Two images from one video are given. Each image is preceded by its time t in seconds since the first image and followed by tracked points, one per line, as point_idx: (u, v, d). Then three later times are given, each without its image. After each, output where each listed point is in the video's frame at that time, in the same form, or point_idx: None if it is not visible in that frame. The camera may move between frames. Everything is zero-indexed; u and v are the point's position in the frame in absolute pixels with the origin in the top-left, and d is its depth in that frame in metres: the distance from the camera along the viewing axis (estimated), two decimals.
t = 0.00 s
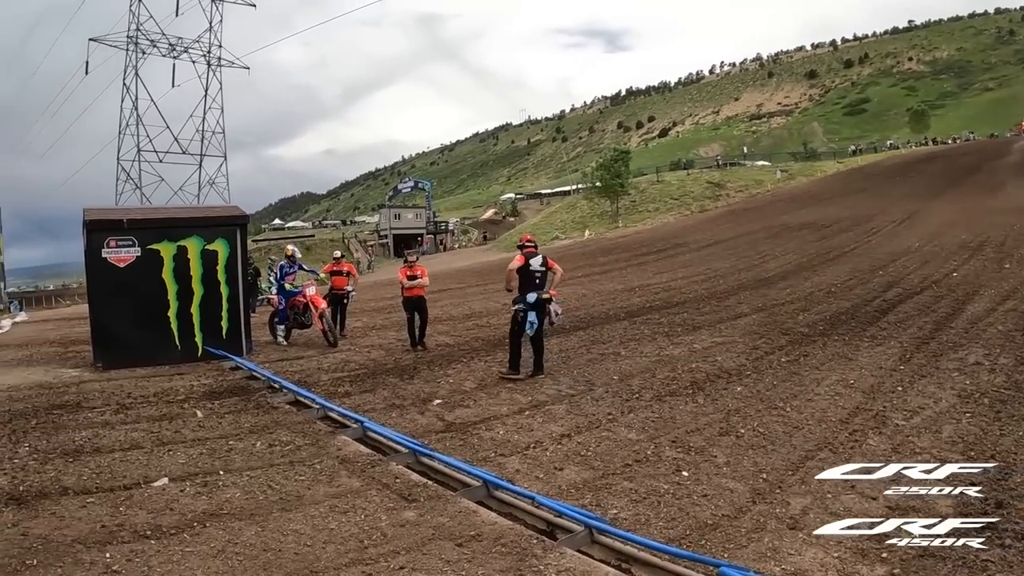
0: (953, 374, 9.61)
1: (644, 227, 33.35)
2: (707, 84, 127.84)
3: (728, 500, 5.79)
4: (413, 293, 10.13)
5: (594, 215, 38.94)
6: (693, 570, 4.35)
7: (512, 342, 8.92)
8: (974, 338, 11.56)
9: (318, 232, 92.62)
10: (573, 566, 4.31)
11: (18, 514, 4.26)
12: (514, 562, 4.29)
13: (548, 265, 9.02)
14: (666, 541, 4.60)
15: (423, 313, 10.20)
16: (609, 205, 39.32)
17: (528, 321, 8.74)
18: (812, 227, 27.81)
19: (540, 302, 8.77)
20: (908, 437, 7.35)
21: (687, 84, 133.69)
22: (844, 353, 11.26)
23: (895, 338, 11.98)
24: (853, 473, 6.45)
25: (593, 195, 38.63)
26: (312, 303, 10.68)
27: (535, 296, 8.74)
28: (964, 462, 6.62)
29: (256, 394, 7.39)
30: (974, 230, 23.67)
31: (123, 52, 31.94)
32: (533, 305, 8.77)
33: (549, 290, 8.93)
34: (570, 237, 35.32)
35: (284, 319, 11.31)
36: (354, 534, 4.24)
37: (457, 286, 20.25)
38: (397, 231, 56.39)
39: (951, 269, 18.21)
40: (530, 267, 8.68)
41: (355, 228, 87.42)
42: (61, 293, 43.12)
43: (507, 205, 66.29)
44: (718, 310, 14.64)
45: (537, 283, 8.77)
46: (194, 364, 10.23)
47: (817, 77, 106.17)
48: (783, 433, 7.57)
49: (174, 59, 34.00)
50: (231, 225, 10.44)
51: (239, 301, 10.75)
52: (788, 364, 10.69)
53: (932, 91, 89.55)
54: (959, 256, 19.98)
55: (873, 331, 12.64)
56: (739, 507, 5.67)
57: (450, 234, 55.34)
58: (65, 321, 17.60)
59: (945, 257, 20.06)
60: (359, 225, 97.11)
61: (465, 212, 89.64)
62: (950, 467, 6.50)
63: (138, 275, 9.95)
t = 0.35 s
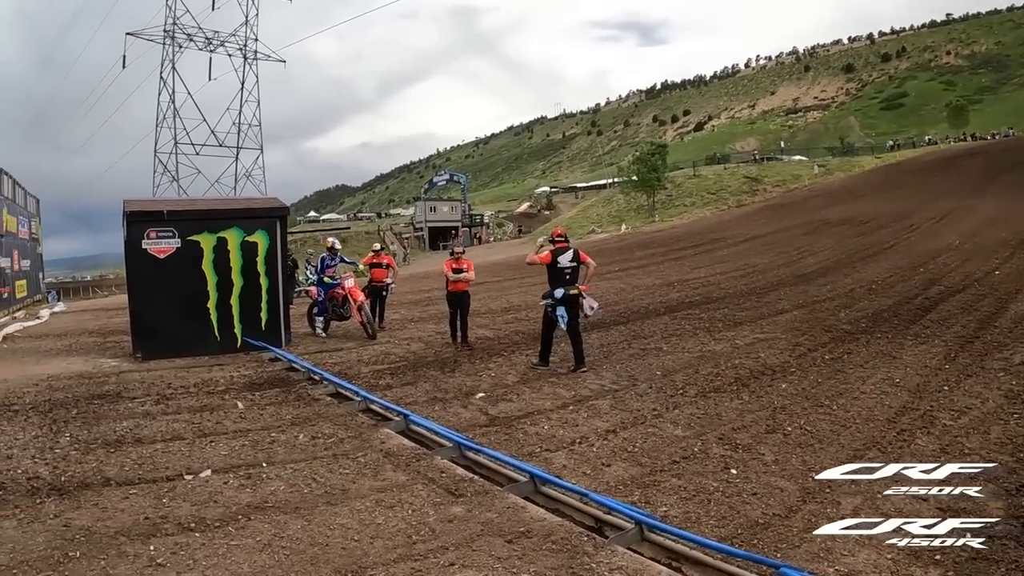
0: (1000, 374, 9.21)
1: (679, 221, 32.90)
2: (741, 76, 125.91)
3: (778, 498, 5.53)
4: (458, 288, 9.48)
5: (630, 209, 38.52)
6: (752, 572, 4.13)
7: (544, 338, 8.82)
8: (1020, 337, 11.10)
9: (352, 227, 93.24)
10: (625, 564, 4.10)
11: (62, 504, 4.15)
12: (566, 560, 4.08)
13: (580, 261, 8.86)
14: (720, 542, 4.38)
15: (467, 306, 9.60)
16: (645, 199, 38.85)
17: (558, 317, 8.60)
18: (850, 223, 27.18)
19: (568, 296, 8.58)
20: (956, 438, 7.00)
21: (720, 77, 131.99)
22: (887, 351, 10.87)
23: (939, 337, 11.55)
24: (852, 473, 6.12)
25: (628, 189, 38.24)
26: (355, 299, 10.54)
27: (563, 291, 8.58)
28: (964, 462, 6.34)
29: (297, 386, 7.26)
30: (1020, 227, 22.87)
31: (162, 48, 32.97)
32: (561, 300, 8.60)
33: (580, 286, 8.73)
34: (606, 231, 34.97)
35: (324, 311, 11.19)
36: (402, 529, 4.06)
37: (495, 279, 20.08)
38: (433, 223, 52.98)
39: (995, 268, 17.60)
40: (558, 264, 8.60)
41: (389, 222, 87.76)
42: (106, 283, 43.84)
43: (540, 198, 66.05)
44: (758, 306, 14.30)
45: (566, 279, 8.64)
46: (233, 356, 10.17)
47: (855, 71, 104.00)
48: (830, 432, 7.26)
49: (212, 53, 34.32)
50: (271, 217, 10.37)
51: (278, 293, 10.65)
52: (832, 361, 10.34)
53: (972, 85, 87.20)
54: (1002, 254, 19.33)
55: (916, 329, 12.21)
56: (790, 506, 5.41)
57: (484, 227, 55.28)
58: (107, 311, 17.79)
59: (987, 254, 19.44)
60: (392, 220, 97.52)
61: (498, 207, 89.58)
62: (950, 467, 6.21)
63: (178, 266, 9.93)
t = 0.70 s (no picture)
0: None
1: (708, 217, 32.48)
2: (767, 71, 124.47)
3: (838, 492, 5.29)
4: (504, 277, 9.13)
5: (659, 204, 38.10)
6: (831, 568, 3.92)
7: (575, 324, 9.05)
8: None
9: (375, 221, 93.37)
10: (695, 557, 3.93)
11: (108, 493, 3.88)
12: (634, 552, 3.86)
13: (610, 251, 8.95)
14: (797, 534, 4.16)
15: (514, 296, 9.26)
16: (674, 193, 38.41)
17: (582, 304, 8.83)
18: (881, 220, 26.70)
19: (592, 286, 8.76)
20: (1008, 434, 6.72)
21: (744, 73, 130.61)
22: (930, 348, 10.54)
23: (982, 334, 11.20)
24: (853, 474, 5.66)
25: (656, 183, 37.84)
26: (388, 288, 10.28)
27: (587, 280, 8.76)
28: (963, 462, 6.00)
29: (338, 375, 7.08)
30: None
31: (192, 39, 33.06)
32: (585, 289, 8.79)
33: (606, 276, 8.86)
34: (634, 225, 34.61)
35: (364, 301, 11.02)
36: (464, 519, 3.86)
37: (525, 271, 19.85)
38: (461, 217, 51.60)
39: None
40: (585, 254, 8.79)
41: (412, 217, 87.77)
42: (134, 272, 44.06)
43: (565, 192, 65.72)
44: (796, 302, 13.96)
45: (592, 268, 8.79)
46: (269, 345, 10.04)
47: (882, 67, 102.43)
48: (881, 427, 6.98)
49: (241, 44, 34.28)
50: (309, 205, 10.22)
51: (315, 282, 10.51)
52: (876, 356, 10.03)
53: (1002, 82, 85.55)
54: None
55: (957, 326, 11.87)
56: (851, 499, 5.18)
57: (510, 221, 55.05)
58: (138, 300, 17.74)
59: None
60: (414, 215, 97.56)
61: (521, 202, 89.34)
62: (949, 467, 5.86)
63: (215, 255, 9.81)
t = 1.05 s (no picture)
0: None
1: (724, 213, 32.22)
2: (779, 67, 123.69)
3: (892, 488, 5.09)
4: (544, 275, 8.58)
5: (675, 199, 37.82)
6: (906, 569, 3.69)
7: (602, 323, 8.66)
8: None
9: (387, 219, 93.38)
10: (760, 554, 3.72)
11: (146, 494, 3.70)
12: (699, 549, 3.65)
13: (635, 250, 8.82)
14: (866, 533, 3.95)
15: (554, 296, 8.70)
16: (690, 189, 38.10)
17: (608, 299, 8.48)
18: (901, 217, 26.36)
19: (621, 280, 8.48)
20: None
21: (757, 69, 129.80)
22: (964, 343, 10.26)
23: (1014, 331, 10.93)
24: (852, 474, 5.28)
25: (671, 180, 37.58)
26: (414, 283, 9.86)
27: (615, 274, 8.47)
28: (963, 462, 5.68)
29: (369, 371, 6.90)
30: None
31: (207, 35, 33.08)
32: (613, 283, 8.48)
33: (633, 271, 8.64)
34: (650, 221, 34.37)
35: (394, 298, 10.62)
36: (522, 519, 3.65)
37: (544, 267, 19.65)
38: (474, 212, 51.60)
39: None
40: (611, 249, 8.62)
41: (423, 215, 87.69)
42: (148, 269, 44.09)
43: (578, 187, 65.43)
44: (822, 296, 13.71)
45: (619, 263, 8.55)
46: (294, 340, 9.87)
47: (895, 63, 101.60)
48: (926, 423, 6.69)
49: (255, 40, 34.24)
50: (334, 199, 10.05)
51: (340, 277, 10.34)
52: (911, 350, 9.75)
53: (1017, 77, 84.72)
54: None
55: (988, 322, 11.60)
56: (905, 495, 4.98)
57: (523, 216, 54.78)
58: (155, 296, 17.60)
59: None
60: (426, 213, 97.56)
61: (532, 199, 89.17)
62: (949, 467, 5.53)
63: (239, 249, 9.65)
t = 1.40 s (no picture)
0: None
1: (732, 208, 32.00)
2: (784, 63, 123.18)
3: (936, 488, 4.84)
4: (570, 268, 8.35)
5: (682, 194, 37.55)
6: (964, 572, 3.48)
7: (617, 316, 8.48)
8: None
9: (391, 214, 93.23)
10: (812, 557, 3.49)
11: (161, 496, 3.47)
12: (750, 553, 3.42)
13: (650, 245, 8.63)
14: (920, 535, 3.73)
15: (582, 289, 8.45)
16: (698, 184, 37.84)
17: (626, 293, 8.29)
18: (912, 212, 26.07)
19: (639, 273, 8.30)
20: None
21: (762, 63, 129.25)
22: (989, 338, 9.98)
23: None
24: (852, 475, 4.94)
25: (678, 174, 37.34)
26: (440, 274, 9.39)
27: (634, 268, 8.29)
28: (963, 461, 5.37)
29: (384, 366, 6.68)
30: None
31: (212, 29, 33.06)
32: (632, 277, 8.28)
33: (649, 265, 8.47)
34: (657, 216, 34.15)
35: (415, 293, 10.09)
36: (561, 523, 3.42)
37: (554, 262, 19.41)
38: (480, 207, 51.39)
39: None
40: (630, 242, 8.38)
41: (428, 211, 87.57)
42: (154, 262, 43.89)
43: (583, 182, 65.19)
44: (839, 289, 13.45)
45: (637, 256, 8.37)
46: (305, 335, 9.65)
47: (901, 59, 101.01)
48: (961, 420, 6.41)
49: (260, 34, 34.06)
50: (347, 191, 9.81)
51: (353, 270, 10.10)
52: (937, 344, 9.46)
53: None
54: None
55: (1010, 318, 11.31)
56: (950, 495, 4.73)
57: (529, 211, 54.54)
58: (161, 289, 17.39)
59: None
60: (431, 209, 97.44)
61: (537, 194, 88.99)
62: (950, 467, 5.21)
63: (250, 241, 9.43)
